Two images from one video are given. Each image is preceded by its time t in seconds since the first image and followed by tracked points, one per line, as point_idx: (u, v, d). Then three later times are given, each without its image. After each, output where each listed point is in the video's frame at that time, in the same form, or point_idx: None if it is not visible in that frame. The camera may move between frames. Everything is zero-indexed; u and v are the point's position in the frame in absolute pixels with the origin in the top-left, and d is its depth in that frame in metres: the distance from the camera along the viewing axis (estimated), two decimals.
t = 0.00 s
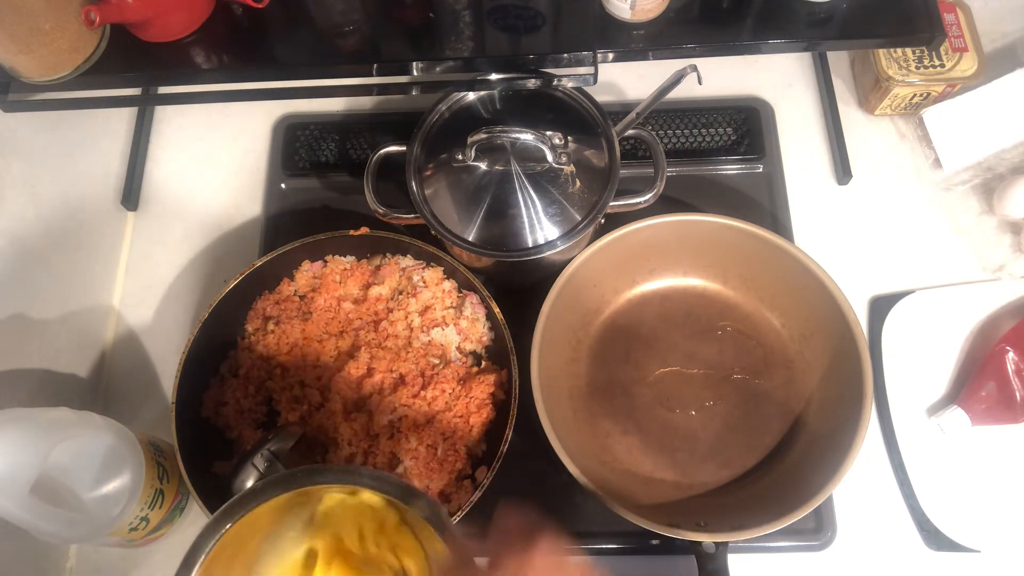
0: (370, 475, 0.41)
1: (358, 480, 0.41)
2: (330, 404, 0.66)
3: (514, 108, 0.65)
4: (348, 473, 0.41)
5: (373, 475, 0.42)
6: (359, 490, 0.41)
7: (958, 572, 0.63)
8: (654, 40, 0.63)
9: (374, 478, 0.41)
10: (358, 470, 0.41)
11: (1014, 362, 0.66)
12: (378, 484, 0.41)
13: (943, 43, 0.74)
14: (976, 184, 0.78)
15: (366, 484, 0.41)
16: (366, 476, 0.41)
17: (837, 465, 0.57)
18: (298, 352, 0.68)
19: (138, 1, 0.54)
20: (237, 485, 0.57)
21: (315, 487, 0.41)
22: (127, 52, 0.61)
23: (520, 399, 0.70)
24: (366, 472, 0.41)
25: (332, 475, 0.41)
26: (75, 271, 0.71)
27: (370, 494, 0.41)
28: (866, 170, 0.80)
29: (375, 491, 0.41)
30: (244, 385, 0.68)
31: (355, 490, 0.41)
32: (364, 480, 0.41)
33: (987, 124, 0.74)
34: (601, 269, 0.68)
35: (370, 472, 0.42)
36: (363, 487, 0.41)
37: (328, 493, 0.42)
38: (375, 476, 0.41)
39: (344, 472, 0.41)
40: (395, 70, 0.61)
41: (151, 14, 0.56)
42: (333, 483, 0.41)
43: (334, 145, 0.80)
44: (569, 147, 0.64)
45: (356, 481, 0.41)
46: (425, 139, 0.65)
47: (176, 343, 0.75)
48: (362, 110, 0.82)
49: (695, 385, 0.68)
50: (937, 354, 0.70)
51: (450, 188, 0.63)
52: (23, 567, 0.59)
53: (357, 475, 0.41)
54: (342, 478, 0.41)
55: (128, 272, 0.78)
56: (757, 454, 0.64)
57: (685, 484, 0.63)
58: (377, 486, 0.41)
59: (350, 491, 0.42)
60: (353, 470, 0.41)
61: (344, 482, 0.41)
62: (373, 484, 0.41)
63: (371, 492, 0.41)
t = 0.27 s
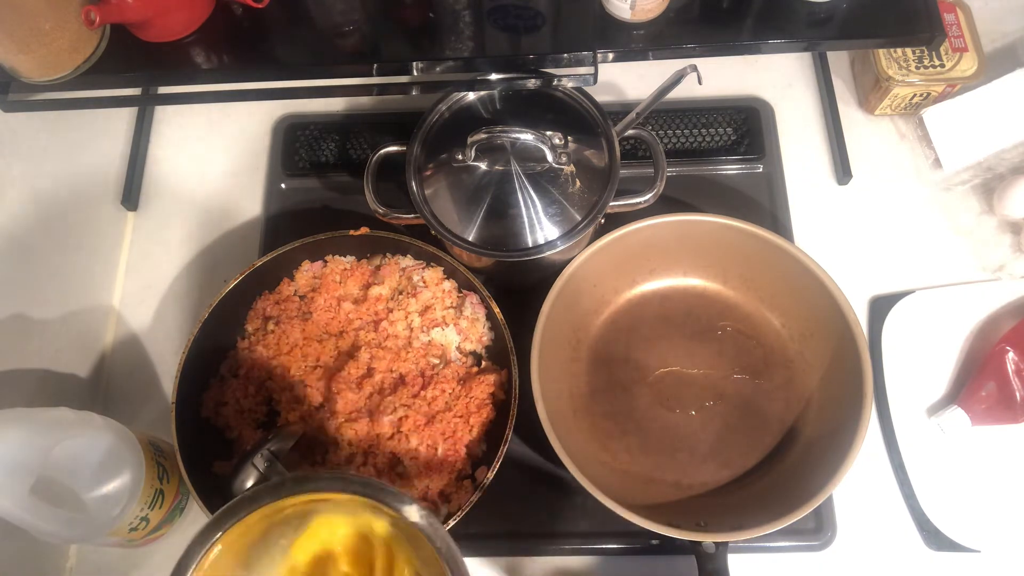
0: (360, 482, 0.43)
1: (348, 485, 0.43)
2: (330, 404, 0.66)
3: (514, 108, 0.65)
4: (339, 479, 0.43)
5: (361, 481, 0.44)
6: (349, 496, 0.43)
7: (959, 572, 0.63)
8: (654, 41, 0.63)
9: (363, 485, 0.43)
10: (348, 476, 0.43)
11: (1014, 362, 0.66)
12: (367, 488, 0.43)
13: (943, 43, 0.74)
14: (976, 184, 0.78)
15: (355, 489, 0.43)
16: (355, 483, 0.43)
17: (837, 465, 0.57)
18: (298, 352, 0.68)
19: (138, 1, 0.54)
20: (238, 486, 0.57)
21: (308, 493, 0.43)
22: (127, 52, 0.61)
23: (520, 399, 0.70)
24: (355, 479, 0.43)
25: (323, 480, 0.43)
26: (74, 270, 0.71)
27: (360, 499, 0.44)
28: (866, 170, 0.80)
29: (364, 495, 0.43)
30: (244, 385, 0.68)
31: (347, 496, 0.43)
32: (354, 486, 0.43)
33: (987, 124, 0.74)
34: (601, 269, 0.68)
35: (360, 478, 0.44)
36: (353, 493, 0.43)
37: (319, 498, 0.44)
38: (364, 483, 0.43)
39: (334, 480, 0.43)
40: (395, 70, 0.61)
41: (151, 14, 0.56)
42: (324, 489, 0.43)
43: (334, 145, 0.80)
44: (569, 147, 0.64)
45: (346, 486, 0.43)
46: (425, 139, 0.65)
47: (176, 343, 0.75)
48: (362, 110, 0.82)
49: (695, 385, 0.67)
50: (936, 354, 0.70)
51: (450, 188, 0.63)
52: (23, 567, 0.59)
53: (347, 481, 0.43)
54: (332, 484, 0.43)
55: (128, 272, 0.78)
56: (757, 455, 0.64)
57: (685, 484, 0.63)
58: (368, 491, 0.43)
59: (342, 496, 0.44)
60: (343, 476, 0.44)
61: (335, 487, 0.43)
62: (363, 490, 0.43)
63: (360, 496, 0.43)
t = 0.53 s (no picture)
0: (366, 485, 0.44)
1: (354, 488, 0.43)
2: (330, 404, 0.66)
3: (514, 108, 0.65)
4: (346, 483, 0.44)
5: (367, 483, 0.44)
6: (356, 498, 0.43)
7: (959, 572, 0.63)
8: (654, 41, 0.63)
9: (370, 488, 0.44)
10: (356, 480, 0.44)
11: (1014, 362, 0.66)
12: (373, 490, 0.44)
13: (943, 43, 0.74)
14: (976, 184, 0.78)
15: (361, 492, 0.43)
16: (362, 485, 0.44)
17: (837, 465, 0.57)
18: (298, 352, 0.68)
19: (138, 1, 0.53)
20: (237, 486, 0.57)
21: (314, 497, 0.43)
22: (127, 52, 0.61)
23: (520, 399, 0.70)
24: (362, 482, 0.44)
25: (329, 484, 0.43)
26: (75, 270, 0.71)
27: (365, 502, 0.44)
28: (866, 170, 0.80)
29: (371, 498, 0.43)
30: (244, 385, 0.68)
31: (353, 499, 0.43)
32: (361, 489, 0.43)
33: (987, 124, 0.74)
34: (601, 269, 0.68)
35: (367, 482, 0.44)
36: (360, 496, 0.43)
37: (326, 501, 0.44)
38: (370, 486, 0.44)
39: (341, 483, 0.43)
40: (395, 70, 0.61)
41: (151, 14, 0.56)
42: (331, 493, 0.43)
43: (334, 145, 0.80)
44: (569, 147, 0.64)
45: (352, 489, 0.43)
46: (425, 139, 0.65)
47: (176, 343, 0.75)
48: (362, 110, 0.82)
49: (695, 385, 0.68)
50: (936, 354, 0.70)
51: (450, 188, 0.63)
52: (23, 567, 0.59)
53: (354, 485, 0.44)
54: (339, 487, 0.43)
55: (128, 272, 0.78)
56: (757, 455, 0.64)
57: (685, 484, 0.63)
58: (374, 494, 0.44)
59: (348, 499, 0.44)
60: (350, 480, 0.44)
61: (342, 490, 0.43)
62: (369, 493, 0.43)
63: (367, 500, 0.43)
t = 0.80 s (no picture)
0: (372, 484, 0.43)
1: (359, 488, 0.43)
2: (330, 404, 0.66)
3: (514, 108, 0.65)
4: (351, 481, 0.43)
5: (373, 482, 0.43)
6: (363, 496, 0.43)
7: (958, 572, 0.63)
8: (654, 41, 0.63)
9: (375, 487, 0.43)
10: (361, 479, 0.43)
11: (1014, 362, 0.66)
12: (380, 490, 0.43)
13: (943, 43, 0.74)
14: (976, 184, 0.78)
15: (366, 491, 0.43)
16: (367, 485, 0.43)
17: (837, 465, 0.57)
18: (298, 352, 0.68)
19: (137, 0, 0.53)
20: (238, 486, 0.57)
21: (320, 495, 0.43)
22: (127, 52, 0.61)
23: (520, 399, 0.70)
24: (368, 481, 0.43)
25: (334, 482, 0.43)
26: (74, 270, 0.71)
27: (372, 501, 0.43)
28: (866, 170, 0.80)
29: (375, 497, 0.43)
30: (244, 385, 0.68)
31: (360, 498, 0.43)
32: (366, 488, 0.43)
33: (987, 124, 0.74)
34: (601, 269, 0.68)
35: (373, 481, 0.43)
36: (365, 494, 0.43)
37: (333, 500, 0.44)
38: (376, 485, 0.43)
39: (347, 482, 0.43)
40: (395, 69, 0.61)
41: (151, 14, 0.56)
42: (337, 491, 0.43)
43: (334, 145, 0.80)
44: (569, 147, 0.64)
45: (358, 488, 0.43)
46: (425, 139, 0.65)
47: (176, 343, 0.75)
48: (362, 111, 0.82)
49: (695, 384, 0.68)
50: (936, 354, 0.70)
51: (450, 188, 0.63)
52: (22, 568, 0.59)
53: (360, 484, 0.43)
54: (346, 486, 0.43)
55: (128, 272, 0.78)
56: (757, 455, 0.64)
57: (685, 484, 0.63)
58: (380, 494, 0.43)
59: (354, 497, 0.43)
60: (357, 478, 0.43)
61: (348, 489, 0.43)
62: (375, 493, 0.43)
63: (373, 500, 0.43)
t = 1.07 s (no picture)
0: (382, 491, 0.42)
1: (371, 495, 0.41)
2: (330, 404, 0.66)
3: (514, 108, 0.65)
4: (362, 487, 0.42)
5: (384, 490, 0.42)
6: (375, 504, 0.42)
7: (959, 572, 0.63)
8: (654, 41, 0.63)
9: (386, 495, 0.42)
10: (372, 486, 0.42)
11: (1014, 362, 0.66)
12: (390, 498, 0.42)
13: (943, 43, 0.74)
14: (976, 184, 0.78)
15: (377, 499, 0.41)
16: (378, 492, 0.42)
17: (838, 465, 0.57)
18: (298, 352, 0.68)
19: (137, 0, 0.53)
20: (238, 485, 0.59)
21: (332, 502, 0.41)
22: (127, 52, 0.61)
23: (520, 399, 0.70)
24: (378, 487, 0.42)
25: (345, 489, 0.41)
26: (74, 270, 0.71)
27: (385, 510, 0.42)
28: (866, 170, 0.80)
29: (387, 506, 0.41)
30: (244, 385, 0.68)
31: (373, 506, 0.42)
32: (376, 496, 0.41)
33: (987, 124, 0.74)
34: (601, 269, 0.68)
35: (384, 488, 0.42)
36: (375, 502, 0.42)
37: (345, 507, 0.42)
38: (386, 493, 0.42)
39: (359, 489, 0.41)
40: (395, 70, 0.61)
41: (151, 14, 0.56)
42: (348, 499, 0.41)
43: (334, 145, 0.80)
44: (569, 147, 0.64)
45: (370, 496, 0.41)
46: (425, 139, 0.65)
47: (176, 343, 0.75)
48: (362, 111, 0.82)
49: (695, 384, 0.68)
50: (936, 354, 0.70)
51: (450, 188, 0.63)
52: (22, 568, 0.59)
53: (371, 491, 0.41)
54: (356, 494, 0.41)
55: (128, 273, 0.78)
56: (757, 455, 0.64)
57: (685, 484, 0.63)
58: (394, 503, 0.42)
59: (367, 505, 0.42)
60: (368, 484, 0.42)
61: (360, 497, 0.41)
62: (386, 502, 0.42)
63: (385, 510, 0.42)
